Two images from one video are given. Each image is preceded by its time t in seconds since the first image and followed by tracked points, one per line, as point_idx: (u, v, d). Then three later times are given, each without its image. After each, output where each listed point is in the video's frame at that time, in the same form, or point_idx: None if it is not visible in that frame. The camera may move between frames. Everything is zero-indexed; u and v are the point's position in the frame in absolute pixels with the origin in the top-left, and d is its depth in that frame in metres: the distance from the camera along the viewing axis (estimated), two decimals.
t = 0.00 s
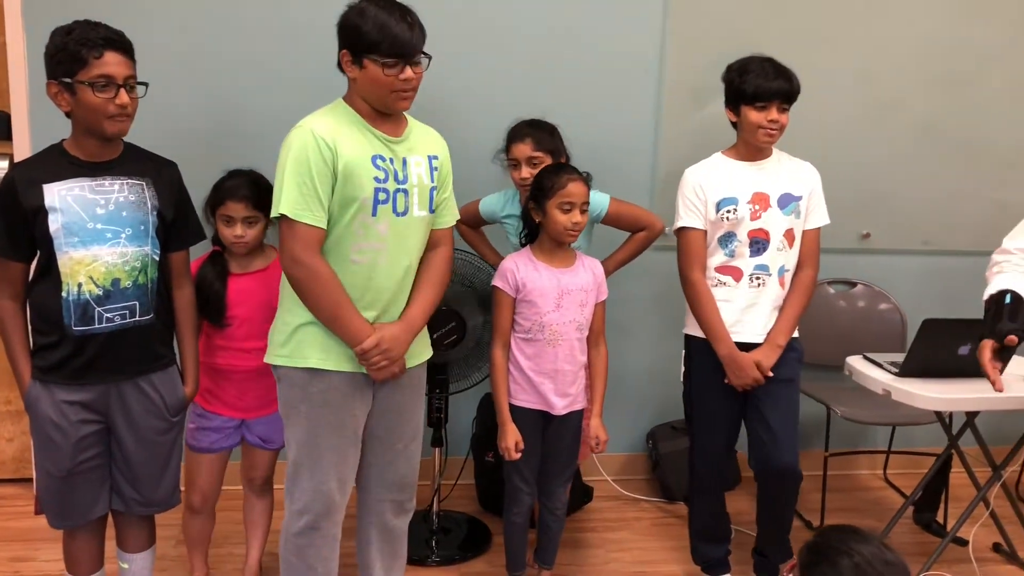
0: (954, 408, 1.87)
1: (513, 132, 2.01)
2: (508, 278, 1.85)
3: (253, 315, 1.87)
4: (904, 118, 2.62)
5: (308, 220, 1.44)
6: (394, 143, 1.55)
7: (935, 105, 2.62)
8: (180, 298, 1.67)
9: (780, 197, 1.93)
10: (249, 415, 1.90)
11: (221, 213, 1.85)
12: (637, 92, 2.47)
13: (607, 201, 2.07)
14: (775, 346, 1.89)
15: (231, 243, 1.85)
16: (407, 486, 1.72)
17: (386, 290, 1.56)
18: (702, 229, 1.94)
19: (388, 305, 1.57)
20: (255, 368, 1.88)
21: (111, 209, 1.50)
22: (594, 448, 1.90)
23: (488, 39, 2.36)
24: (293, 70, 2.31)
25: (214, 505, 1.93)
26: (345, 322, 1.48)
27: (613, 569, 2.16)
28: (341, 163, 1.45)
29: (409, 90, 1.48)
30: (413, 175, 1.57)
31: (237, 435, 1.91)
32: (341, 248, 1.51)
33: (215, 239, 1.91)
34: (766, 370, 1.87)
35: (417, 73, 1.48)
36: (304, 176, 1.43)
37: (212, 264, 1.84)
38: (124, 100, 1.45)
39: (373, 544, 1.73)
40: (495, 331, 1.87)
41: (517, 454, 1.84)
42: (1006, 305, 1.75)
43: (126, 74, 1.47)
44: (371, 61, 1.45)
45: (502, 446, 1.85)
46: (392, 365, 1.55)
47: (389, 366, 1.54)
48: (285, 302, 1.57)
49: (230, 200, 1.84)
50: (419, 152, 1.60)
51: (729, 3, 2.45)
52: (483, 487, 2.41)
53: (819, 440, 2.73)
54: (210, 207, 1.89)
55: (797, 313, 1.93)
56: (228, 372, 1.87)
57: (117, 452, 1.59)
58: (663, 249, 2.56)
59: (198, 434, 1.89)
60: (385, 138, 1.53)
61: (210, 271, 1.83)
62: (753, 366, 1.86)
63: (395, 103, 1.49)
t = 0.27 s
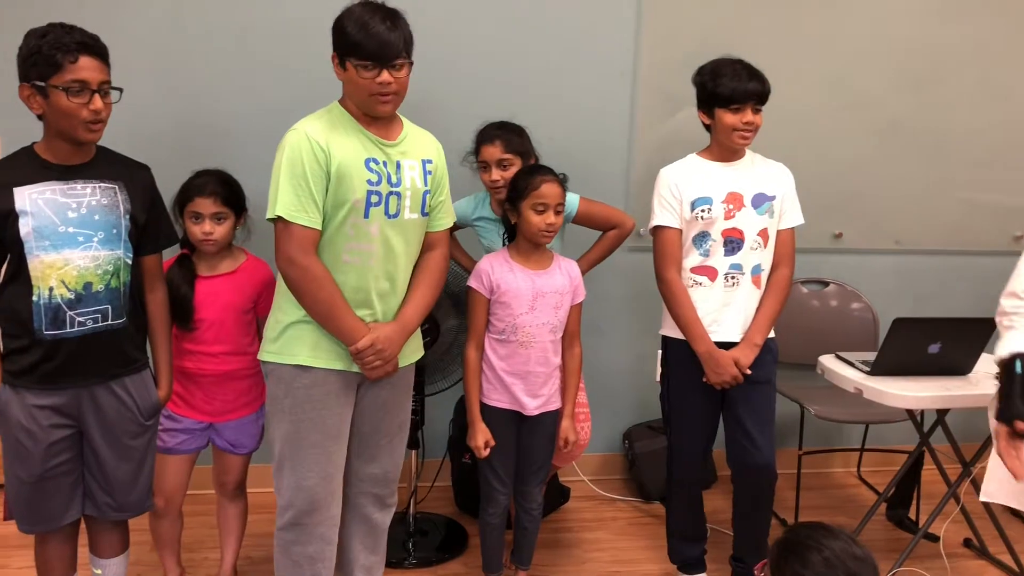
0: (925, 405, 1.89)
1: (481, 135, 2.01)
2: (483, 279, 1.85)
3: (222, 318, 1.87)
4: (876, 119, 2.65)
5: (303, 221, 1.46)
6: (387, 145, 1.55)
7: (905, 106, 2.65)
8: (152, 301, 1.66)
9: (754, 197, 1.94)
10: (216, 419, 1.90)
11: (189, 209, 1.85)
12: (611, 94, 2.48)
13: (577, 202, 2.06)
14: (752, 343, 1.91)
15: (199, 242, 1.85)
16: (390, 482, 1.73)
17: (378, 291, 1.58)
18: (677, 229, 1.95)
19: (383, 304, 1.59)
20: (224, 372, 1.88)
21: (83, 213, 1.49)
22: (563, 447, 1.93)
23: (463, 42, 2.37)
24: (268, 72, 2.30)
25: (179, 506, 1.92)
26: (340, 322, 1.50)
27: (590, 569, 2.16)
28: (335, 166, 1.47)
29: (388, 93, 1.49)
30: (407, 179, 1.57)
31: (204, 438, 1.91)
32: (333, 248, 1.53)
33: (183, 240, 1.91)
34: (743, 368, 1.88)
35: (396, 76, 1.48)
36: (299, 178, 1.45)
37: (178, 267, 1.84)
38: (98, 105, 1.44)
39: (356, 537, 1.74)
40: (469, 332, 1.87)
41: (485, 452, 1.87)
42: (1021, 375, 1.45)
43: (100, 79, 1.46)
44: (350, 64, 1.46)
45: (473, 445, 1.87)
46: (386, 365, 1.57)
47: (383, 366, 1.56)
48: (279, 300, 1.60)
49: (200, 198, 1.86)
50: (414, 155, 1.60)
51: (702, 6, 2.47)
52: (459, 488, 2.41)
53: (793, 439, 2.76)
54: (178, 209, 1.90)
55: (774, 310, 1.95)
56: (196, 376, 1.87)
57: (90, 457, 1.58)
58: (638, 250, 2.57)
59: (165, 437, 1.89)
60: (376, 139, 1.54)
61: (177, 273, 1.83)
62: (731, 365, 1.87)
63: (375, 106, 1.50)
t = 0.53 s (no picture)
0: (867, 399, 1.93)
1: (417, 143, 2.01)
2: (429, 281, 1.85)
3: (165, 324, 1.84)
4: (816, 118, 2.70)
5: (248, 219, 1.46)
6: (338, 145, 1.53)
7: (844, 105, 2.71)
8: (91, 308, 1.63)
9: (698, 196, 1.97)
10: (161, 429, 1.86)
11: (132, 216, 1.82)
12: (557, 94, 2.50)
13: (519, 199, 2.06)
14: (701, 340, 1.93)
15: (142, 249, 1.82)
16: (347, 487, 1.72)
17: (328, 291, 1.55)
18: (624, 229, 1.96)
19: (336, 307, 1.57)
20: (168, 379, 1.84)
21: (17, 218, 1.46)
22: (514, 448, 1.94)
23: (408, 43, 2.37)
24: (210, 75, 2.28)
25: (139, 518, 1.89)
26: (285, 321, 1.48)
27: (542, 568, 2.17)
28: (279, 163, 1.46)
29: (325, 97, 1.48)
30: (358, 179, 1.55)
31: (153, 451, 1.87)
32: (281, 248, 1.52)
33: (125, 247, 1.88)
34: (692, 366, 1.90)
35: (332, 79, 1.47)
36: (243, 176, 1.45)
37: (120, 274, 1.81)
38: (36, 112, 1.41)
39: (309, 543, 1.72)
40: (417, 334, 1.87)
41: (436, 455, 1.86)
42: None
43: (38, 84, 1.43)
44: (292, 68, 1.48)
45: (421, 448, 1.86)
46: (339, 367, 1.53)
47: (336, 367, 1.53)
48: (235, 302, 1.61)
49: (142, 204, 1.82)
50: (367, 155, 1.58)
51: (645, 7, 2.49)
52: (411, 491, 2.40)
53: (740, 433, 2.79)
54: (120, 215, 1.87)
55: (722, 307, 1.98)
56: (140, 385, 1.84)
57: (27, 467, 1.55)
58: (586, 250, 2.59)
59: (112, 450, 1.85)
60: (327, 140, 1.53)
61: (118, 279, 1.80)
62: (681, 363, 1.89)
63: (315, 110, 1.49)
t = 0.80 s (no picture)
0: (756, 387, 1.98)
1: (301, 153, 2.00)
2: (321, 281, 1.82)
3: (52, 331, 1.76)
4: (706, 114, 2.76)
5: (123, 215, 1.43)
6: (220, 142, 1.48)
7: (733, 102, 2.78)
8: None
9: (590, 193, 1.99)
10: (52, 439, 1.79)
11: (9, 219, 1.74)
12: (451, 91, 2.49)
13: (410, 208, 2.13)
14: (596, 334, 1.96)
15: (19, 253, 1.74)
16: (241, 495, 1.66)
17: (209, 293, 1.50)
18: (519, 227, 1.95)
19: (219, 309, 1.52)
20: (52, 390, 1.76)
21: None
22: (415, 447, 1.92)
23: (299, 39, 2.33)
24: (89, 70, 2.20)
25: (16, 535, 1.80)
26: (161, 323, 1.45)
27: (442, 567, 2.16)
28: (154, 160, 1.43)
29: (204, 92, 1.44)
30: (240, 176, 1.49)
31: (38, 464, 1.79)
32: (160, 247, 1.48)
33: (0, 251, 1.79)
34: (587, 361, 1.93)
35: (211, 74, 1.43)
36: (117, 173, 1.43)
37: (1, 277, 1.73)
38: None
39: (202, 554, 1.67)
40: (310, 336, 1.84)
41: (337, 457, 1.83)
42: (1010, 398, 1.42)
43: None
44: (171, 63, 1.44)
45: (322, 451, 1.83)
46: (220, 371, 1.49)
47: (216, 371, 1.49)
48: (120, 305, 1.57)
49: (19, 207, 1.74)
50: (253, 152, 1.51)
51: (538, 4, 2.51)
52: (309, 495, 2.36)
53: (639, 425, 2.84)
54: None
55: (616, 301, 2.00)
56: (26, 395, 1.75)
57: None
58: (483, 247, 2.60)
59: None
60: (208, 136, 1.48)
61: None
62: (575, 358, 1.91)
63: (194, 105, 1.45)
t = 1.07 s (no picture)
0: (623, 380, 1.99)
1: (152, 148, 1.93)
2: (173, 280, 1.73)
3: None
4: (574, 109, 2.79)
5: None
6: (56, 132, 1.38)
7: (600, 98, 2.82)
8: None
9: (455, 187, 1.96)
10: None
11: None
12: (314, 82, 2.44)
13: (270, 213, 2.03)
14: (463, 330, 1.94)
15: None
16: (88, 509, 1.55)
17: (44, 294, 1.41)
18: (384, 221, 1.90)
19: (55, 312, 1.42)
20: None
21: None
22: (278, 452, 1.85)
23: (150, 26, 2.24)
24: None
25: None
26: None
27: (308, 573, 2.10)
28: None
29: (35, 76, 1.34)
30: (80, 168, 1.40)
31: None
32: None
33: None
34: (454, 358, 1.91)
35: (42, 57, 1.33)
36: None
37: None
38: None
39: None
40: (161, 338, 1.74)
41: (191, 462, 1.74)
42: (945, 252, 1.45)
43: None
44: None
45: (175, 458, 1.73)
46: (56, 379, 1.40)
47: (51, 379, 1.40)
48: None
49: None
50: (95, 143, 1.42)
51: None
52: (167, 504, 2.25)
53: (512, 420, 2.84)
54: None
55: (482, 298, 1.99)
56: None
57: None
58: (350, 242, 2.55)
59: None
60: (43, 126, 1.38)
61: None
62: (441, 355, 1.89)
63: (25, 92, 1.35)
